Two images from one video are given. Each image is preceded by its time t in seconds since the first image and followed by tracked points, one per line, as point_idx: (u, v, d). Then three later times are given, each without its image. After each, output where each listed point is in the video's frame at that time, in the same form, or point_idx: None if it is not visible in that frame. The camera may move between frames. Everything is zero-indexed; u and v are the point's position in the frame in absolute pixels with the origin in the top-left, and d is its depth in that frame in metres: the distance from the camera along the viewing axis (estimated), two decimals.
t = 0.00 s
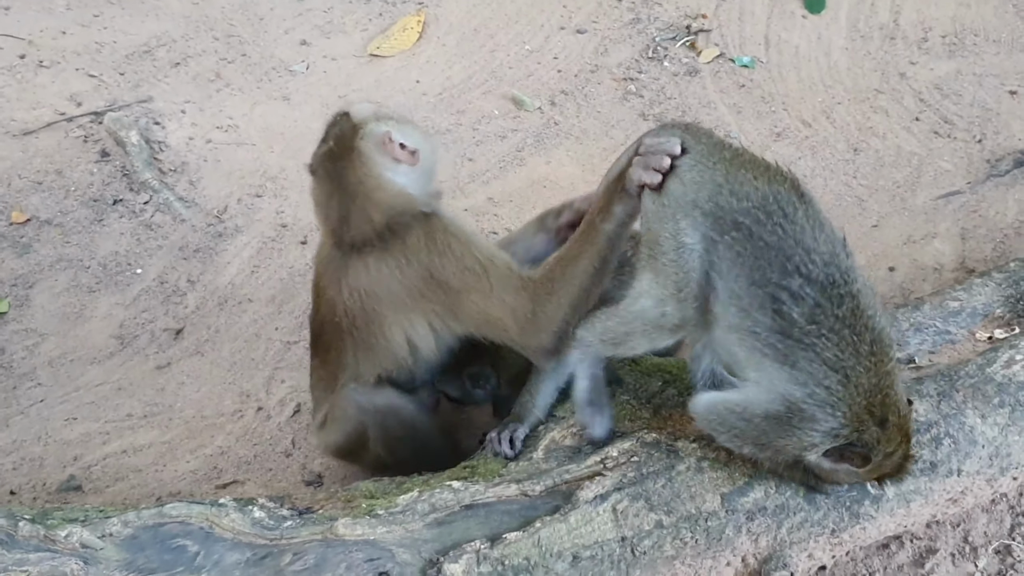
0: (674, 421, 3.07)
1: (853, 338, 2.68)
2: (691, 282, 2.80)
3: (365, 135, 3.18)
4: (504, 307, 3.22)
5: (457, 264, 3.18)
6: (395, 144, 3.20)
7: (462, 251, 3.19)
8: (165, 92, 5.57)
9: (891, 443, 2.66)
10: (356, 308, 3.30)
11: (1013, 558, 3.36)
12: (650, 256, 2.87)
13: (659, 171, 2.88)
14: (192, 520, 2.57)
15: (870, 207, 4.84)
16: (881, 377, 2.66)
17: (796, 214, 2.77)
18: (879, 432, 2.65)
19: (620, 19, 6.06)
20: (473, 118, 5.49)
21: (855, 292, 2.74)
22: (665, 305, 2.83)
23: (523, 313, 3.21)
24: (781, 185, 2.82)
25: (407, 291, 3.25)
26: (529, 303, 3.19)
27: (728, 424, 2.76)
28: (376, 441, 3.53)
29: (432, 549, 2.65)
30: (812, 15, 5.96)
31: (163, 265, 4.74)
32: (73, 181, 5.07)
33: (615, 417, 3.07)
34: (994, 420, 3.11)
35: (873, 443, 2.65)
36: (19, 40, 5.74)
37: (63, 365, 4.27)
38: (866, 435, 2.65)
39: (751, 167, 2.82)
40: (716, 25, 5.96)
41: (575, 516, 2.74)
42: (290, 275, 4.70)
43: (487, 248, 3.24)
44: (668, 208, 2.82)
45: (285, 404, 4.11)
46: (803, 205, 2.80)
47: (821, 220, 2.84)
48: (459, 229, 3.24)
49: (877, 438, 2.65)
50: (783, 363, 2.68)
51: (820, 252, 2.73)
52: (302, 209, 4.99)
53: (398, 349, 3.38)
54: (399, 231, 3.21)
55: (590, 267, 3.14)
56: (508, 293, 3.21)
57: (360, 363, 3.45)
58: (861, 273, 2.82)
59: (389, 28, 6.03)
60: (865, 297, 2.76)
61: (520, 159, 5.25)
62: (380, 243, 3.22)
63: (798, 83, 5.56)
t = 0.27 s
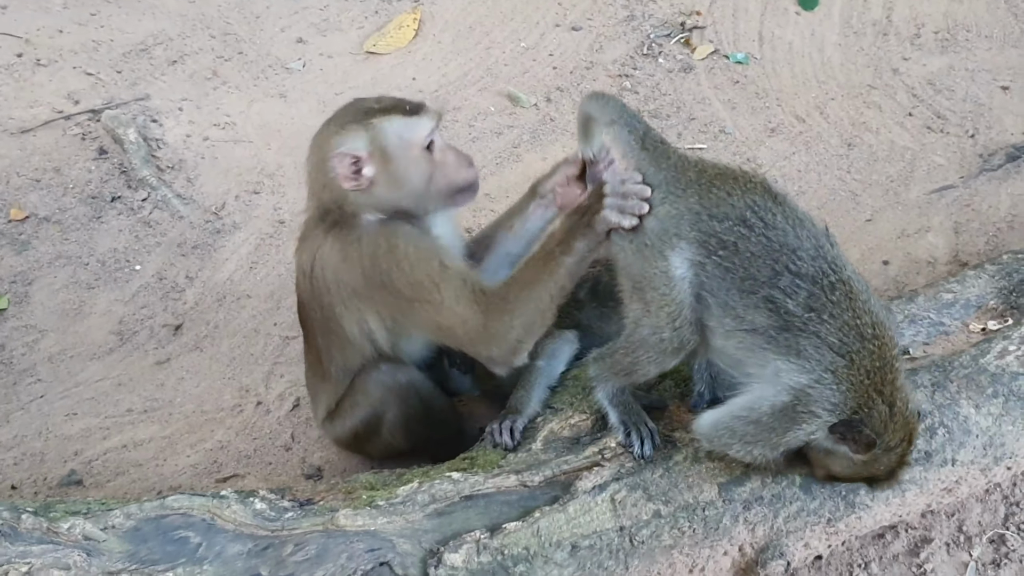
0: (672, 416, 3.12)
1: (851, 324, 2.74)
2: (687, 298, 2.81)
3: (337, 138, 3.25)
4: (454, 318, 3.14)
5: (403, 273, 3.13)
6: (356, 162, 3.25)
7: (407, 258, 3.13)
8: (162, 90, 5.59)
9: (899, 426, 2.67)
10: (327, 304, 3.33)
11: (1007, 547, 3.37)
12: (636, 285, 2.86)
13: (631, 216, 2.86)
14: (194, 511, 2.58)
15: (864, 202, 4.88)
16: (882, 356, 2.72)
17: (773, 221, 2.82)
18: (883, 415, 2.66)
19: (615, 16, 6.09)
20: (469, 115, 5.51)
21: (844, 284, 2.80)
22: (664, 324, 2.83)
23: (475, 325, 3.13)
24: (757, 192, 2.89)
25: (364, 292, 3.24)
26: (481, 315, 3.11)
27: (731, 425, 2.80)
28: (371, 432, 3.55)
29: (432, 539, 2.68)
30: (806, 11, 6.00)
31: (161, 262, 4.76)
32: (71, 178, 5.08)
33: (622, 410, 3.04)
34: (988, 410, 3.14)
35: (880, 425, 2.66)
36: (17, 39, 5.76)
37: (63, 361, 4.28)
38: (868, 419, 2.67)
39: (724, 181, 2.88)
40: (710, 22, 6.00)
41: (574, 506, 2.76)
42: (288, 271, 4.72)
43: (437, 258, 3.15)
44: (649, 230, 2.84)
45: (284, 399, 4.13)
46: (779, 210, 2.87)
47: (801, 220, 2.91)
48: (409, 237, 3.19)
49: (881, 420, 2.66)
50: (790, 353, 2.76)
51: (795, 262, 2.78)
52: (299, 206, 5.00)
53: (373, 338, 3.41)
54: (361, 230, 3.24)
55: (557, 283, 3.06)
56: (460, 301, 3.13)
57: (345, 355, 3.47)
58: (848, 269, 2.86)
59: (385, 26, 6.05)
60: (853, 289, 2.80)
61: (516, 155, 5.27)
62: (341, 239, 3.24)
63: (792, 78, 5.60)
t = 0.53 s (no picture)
0: (667, 413, 3.14)
1: (854, 314, 2.85)
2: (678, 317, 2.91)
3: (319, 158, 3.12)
4: (458, 331, 3.20)
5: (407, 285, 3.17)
6: (332, 184, 3.12)
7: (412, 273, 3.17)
8: (156, 90, 5.60)
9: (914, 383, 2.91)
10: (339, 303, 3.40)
11: (998, 541, 3.39)
12: (630, 302, 2.94)
13: (620, 244, 2.87)
14: (191, 508, 2.60)
15: (855, 200, 4.91)
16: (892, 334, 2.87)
17: (756, 233, 2.88)
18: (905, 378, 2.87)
19: (607, 15, 6.12)
20: (463, 114, 5.53)
21: (837, 278, 2.89)
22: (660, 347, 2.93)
23: (478, 341, 3.18)
24: (739, 201, 2.94)
25: (371, 299, 3.29)
26: (483, 331, 3.15)
27: (767, 408, 2.85)
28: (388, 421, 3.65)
29: (428, 535, 2.70)
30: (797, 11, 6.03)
31: (156, 261, 4.77)
32: (66, 178, 5.09)
33: (614, 407, 3.06)
34: (979, 405, 3.17)
35: (900, 387, 2.87)
36: (11, 39, 5.77)
37: (59, 360, 4.29)
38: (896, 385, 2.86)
39: (705, 195, 2.93)
40: (702, 21, 6.03)
41: (568, 501, 2.77)
42: (283, 270, 4.72)
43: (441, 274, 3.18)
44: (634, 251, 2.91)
45: (280, 397, 4.14)
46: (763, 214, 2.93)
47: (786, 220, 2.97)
48: (412, 255, 3.19)
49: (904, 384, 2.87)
50: (803, 350, 2.85)
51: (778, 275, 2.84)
52: (294, 205, 5.01)
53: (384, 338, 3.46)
54: (364, 241, 3.23)
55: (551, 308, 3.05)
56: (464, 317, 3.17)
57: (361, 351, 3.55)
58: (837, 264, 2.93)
59: (379, 26, 6.07)
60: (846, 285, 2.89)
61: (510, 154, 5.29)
62: (347, 246, 3.26)
63: (784, 77, 5.63)
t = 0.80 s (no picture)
0: (660, 410, 3.15)
1: (821, 321, 2.88)
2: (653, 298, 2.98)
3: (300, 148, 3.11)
4: (436, 324, 3.27)
5: (387, 279, 3.22)
6: (308, 175, 3.11)
7: (389, 265, 3.22)
8: (148, 91, 5.60)
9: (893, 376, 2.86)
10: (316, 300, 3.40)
11: (990, 536, 3.41)
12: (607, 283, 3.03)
13: (599, 223, 2.98)
14: (185, 507, 2.60)
15: (846, 197, 4.93)
16: (859, 332, 2.89)
17: (736, 224, 2.97)
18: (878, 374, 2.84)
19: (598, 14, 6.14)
20: (455, 114, 5.53)
21: (807, 285, 2.93)
22: (635, 330, 3.01)
23: (456, 333, 3.25)
24: (722, 196, 3.03)
25: (349, 293, 3.32)
26: (461, 323, 3.23)
27: (739, 406, 2.91)
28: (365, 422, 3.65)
29: (422, 532, 2.71)
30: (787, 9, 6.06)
31: (149, 262, 4.77)
32: (58, 179, 5.09)
33: (605, 405, 3.08)
34: (969, 400, 3.19)
35: (878, 383, 2.84)
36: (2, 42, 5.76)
37: (52, 362, 4.29)
38: (868, 382, 2.84)
39: (688, 184, 3.02)
40: (693, 20, 6.05)
41: (561, 498, 2.78)
42: (276, 270, 4.72)
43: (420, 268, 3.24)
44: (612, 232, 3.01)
45: (273, 397, 4.14)
46: (741, 213, 3.00)
47: (766, 220, 3.04)
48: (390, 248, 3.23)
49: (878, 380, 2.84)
50: (768, 353, 2.90)
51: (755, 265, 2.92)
52: (286, 205, 5.01)
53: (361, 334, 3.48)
54: (341, 236, 3.23)
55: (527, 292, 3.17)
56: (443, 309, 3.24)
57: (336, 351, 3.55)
58: (809, 267, 2.98)
59: (370, 25, 6.08)
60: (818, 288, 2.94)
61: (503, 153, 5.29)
62: (325, 241, 3.26)
63: (774, 75, 5.65)
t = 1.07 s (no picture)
0: (656, 409, 3.16)
1: (815, 335, 2.87)
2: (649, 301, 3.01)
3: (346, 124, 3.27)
4: (430, 299, 3.15)
5: (388, 248, 3.18)
6: (355, 152, 3.28)
7: (393, 237, 3.18)
8: (143, 91, 5.59)
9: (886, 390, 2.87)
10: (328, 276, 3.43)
11: (986, 533, 3.42)
12: (602, 281, 3.04)
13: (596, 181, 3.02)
14: (183, 507, 2.60)
15: (841, 195, 4.94)
16: (854, 347, 2.87)
17: (737, 234, 2.99)
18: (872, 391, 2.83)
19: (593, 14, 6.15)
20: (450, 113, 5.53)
21: (803, 301, 2.93)
22: (626, 330, 3.02)
23: (446, 306, 3.12)
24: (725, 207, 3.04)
25: (358, 268, 3.31)
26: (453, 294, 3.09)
27: (735, 415, 2.88)
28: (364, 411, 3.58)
29: (420, 531, 2.71)
30: (781, 8, 6.07)
31: (145, 262, 4.76)
32: (53, 179, 5.07)
33: (601, 403, 3.08)
34: (965, 398, 3.20)
35: (869, 399, 2.84)
36: None
37: (48, 362, 4.28)
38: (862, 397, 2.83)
39: (692, 192, 3.03)
40: (688, 19, 6.06)
41: (559, 497, 2.78)
42: (272, 270, 4.72)
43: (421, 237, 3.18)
44: (613, 230, 2.99)
45: (270, 396, 4.14)
46: (742, 226, 3.02)
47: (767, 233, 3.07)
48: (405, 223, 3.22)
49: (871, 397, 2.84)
50: (758, 366, 2.89)
51: (755, 272, 2.94)
52: (282, 204, 5.01)
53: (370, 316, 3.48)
54: (365, 210, 3.31)
55: (521, 257, 3.00)
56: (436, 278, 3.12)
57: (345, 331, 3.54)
58: (805, 283, 3.01)
59: (365, 25, 6.07)
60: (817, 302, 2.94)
61: (498, 152, 5.29)
62: (347, 215, 3.34)
63: (769, 74, 5.67)
